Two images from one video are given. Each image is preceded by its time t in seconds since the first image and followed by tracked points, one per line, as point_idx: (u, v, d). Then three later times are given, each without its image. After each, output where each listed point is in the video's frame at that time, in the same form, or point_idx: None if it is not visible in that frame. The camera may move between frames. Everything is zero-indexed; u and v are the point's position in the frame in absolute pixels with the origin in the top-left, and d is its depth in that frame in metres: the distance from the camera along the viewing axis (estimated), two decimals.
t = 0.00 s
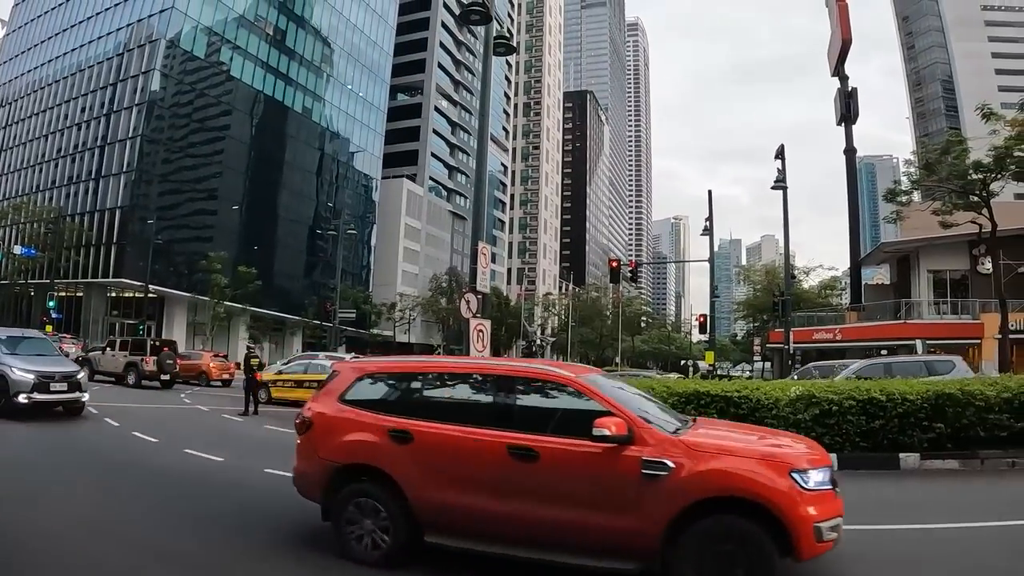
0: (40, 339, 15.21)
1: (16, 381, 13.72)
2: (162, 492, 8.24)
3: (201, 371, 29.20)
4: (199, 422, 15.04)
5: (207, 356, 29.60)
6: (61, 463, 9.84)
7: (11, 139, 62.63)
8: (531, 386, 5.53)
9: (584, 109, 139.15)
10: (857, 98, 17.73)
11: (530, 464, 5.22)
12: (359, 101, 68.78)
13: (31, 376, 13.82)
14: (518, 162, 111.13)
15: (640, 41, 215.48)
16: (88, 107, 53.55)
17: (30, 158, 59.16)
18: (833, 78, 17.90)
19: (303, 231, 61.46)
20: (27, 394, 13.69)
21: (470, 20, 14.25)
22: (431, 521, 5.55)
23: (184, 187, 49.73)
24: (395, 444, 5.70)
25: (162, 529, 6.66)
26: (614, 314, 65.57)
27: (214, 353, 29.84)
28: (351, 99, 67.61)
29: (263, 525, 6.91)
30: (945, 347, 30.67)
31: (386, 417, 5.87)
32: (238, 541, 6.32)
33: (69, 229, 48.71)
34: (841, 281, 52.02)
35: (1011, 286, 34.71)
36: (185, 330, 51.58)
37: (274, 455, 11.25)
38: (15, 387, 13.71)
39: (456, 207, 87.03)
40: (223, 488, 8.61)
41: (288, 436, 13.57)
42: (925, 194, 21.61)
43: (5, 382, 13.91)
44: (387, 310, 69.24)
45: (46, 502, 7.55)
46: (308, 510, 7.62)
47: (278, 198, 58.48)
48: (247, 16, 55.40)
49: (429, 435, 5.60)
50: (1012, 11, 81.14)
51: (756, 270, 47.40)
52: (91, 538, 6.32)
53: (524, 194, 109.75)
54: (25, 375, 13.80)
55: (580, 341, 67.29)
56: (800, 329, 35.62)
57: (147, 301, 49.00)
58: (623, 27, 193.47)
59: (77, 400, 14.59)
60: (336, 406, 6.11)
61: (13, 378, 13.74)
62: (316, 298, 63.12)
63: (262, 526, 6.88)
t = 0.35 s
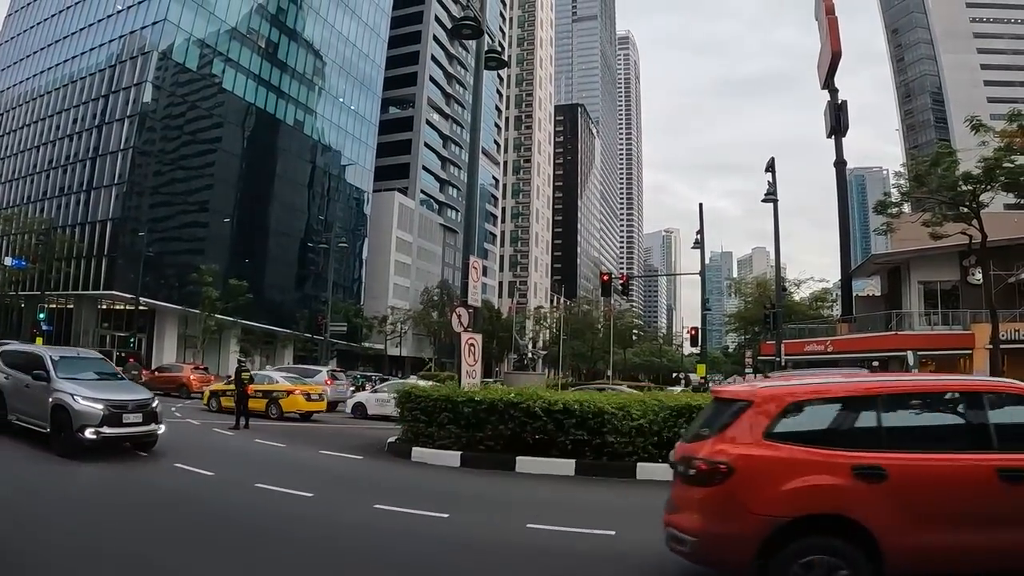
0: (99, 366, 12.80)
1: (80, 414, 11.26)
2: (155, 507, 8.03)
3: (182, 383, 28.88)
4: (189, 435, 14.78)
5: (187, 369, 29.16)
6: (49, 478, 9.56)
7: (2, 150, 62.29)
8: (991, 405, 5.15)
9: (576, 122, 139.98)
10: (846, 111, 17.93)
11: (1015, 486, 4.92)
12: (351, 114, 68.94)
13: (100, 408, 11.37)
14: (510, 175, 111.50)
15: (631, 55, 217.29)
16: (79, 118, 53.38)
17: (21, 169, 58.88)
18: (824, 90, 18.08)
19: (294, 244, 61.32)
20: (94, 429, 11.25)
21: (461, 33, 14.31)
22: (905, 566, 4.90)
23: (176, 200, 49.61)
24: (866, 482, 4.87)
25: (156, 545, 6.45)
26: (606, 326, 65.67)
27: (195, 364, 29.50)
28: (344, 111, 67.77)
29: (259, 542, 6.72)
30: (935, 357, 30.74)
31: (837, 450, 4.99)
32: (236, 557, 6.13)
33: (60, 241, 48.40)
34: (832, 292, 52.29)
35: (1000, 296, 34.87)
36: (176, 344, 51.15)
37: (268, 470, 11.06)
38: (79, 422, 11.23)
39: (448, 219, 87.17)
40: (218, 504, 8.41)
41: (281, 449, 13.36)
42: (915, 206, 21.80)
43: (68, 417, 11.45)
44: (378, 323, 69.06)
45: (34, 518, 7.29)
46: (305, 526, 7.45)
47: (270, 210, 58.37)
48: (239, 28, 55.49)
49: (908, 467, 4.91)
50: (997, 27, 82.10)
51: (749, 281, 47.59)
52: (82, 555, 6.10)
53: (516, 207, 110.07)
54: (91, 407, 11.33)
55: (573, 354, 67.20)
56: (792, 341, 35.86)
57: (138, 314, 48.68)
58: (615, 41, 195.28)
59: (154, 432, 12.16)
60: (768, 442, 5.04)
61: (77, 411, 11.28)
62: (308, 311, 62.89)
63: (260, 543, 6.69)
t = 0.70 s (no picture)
0: (209, 384, 10.14)
1: (205, 441, 8.54)
2: (152, 509, 7.96)
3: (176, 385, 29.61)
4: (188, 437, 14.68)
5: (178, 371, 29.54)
6: (46, 479, 9.49)
7: (4, 153, 62.46)
8: None
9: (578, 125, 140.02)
10: (848, 112, 17.92)
11: None
12: (352, 117, 68.99)
13: (231, 434, 8.71)
14: (511, 177, 111.53)
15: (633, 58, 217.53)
16: (81, 121, 53.50)
17: (23, 172, 59.00)
18: (825, 91, 18.06)
19: (295, 247, 61.37)
20: (225, 460, 8.54)
21: (462, 35, 14.34)
22: None
23: (178, 203, 49.71)
24: None
25: (149, 549, 6.39)
26: (608, 329, 65.70)
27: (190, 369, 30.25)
28: (345, 114, 67.82)
29: (255, 545, 6.67)
30: (938, 358, 30.65)
31: None
32: (230, 560, 6.07)
33: (61, 243, 48.47)
34: (834, 294, 52.24)
35: (1003, 296, 34.77)
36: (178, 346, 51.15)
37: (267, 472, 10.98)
38: (202, 451, 8.54)
39: (450, 222, 87.28)
40: (215, 506, 8.36)
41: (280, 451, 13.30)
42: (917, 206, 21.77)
43: (187, 446, 8.74)
44: (380, 326, 69.08)
45: (28, 521, 7.22)
46: (302, 530, 7.40)
47: (271, 213, 58.42)
48: (240, 31, 55.60)
49: None
50: (998, 28, 81.93)
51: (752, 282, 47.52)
52: (75, 558, 6.06)
53: (518, 209, 110.15)
54: (219, 433, 8.64)
55: (575, 357, 67.16)
56: (794, 343, 36.27)
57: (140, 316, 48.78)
58: (616, 44, 195.52)
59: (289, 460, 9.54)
60: None
61: (200, 438, 8.56)
62: (310, 314, 62.95)
63: (255, 546, 6.64)
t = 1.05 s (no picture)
0: (391, 401, 8.26)
1: (439, 474, 6.65)
2: (158, 508, 7.97)
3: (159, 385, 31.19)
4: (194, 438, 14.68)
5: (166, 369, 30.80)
6: (53, 480, 9.49)
7: (9, 155, 62.65)
8: None
9: (582, 126, 140.01)
10: (853, 110, 17.90)
11: None
12: (356, 118, 69.02)
13: (469, 463, 6.84)
14: (515, 179, 111.52)
15: (636, 58, 217.73)
16: (86, 123, 53.66)
17: (28, 175, 59.19)
18: (829, 90, 18.04)
19: (300, 248, 61.43)
20: (464, 500, 6.70)
21: (467, 34, 14.38)
22: None
23: (182, 205, 49.79)
24: None
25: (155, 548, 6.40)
26: (613, 330, 65.65)
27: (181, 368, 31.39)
28: (349, 115, 67.85)
29: (261, 545, 6.67)
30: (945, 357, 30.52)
31: None
32: (237, 560, 6.07)
33: (66, 245, 48.54)
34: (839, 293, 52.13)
35: (1007, 296, 34.72)
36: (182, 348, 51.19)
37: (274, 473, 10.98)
38: (434, 488, 6.65)
39: (454, 224, 87.31)
40: (221, 506, 8.37)
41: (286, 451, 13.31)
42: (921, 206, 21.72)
43: (405, 481, 6.84)
44: (385, 327, 69.04)
45: (32, 521, 7.22)
46: (307, 530, 7.40)
47: (276, 215, 58.43)
48: (244, 33, 55.74)
49: None
50: (1003, 26, 81.78)
51: (761, 282, 47.29)
52: (79, 558, 6.06)
53: (522, 211, 110.13)
54: (453, 463, 6.77)
55: (580, 358, 67.09)
56: (800, 343, 36.04)
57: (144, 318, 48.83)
58: (621, 45, 195.55)
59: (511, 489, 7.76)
60: None
61: (432, 470, 6.67)
62: (314, 315, 62.96)
63: (261, 546, 6.65)
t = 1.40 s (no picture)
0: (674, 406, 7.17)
1: (830, 492, 5.85)
2: (166, 518, 7.95)
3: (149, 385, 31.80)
4: (205, 440, 14.67)
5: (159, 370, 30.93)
6: (61, 492, 9.44)
7: (17, 157, 62.79)
8: None
9: (588, 125, 139.91)
10: (860, 109, 17.84)
11: None
12: (363, 119, 69.06)
13: (847, 478, 6.08)
14: (522, 178, 111.57)
15: (642, 57, 217.50)
16: (93, 125, 53.80)
17: (35, 177, 59.35)
18: (837, 89, 17.98)
19: (308, 249, 61.47)
20: (850, 521, 5.99)
21: (474, 34, 14.36)
22: None
23: (189, 206, 49.91)
24: None
25: (166, 558, 6.37)
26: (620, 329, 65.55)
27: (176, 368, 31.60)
28: (355, 115, 67.84)
29: (272, 555, 6.64)
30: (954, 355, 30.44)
31: None
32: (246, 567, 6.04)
33: (74, 246, 48.62)
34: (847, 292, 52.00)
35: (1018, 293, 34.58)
36: (190, 348, 51.38)
37: (284, 477, 10.94)
38: (829, 513, 5.85)
39: (461, 224, 87.34)
40: (231, 514, 8.35)
41: (299, 453, 13.27)
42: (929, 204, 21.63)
43: (783, 507, 5.95)
44: (393, 327, 69.15)
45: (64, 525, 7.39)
46: (316, 536, 7.39)
47: (283, 216, 58.41)
48: (251, 34, 55.82)
49: None
50: (1010, 23, 81.38)
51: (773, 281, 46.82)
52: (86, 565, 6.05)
53: (530, 210, 110.01)
54: (836, 478, 6.00)
55: (587, 357, 67.01)
56: (808, 341, 35.87)
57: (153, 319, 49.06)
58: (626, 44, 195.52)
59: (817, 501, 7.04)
60: None
61: (823, 488, 5.85)
62: (322, 316, 63.03)
63: (273, 553, 6.64)
